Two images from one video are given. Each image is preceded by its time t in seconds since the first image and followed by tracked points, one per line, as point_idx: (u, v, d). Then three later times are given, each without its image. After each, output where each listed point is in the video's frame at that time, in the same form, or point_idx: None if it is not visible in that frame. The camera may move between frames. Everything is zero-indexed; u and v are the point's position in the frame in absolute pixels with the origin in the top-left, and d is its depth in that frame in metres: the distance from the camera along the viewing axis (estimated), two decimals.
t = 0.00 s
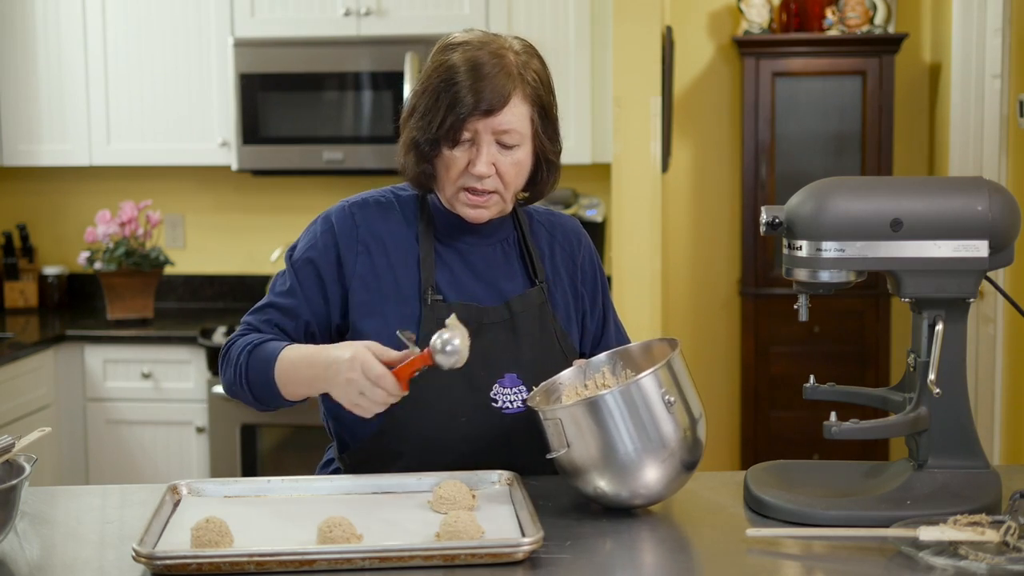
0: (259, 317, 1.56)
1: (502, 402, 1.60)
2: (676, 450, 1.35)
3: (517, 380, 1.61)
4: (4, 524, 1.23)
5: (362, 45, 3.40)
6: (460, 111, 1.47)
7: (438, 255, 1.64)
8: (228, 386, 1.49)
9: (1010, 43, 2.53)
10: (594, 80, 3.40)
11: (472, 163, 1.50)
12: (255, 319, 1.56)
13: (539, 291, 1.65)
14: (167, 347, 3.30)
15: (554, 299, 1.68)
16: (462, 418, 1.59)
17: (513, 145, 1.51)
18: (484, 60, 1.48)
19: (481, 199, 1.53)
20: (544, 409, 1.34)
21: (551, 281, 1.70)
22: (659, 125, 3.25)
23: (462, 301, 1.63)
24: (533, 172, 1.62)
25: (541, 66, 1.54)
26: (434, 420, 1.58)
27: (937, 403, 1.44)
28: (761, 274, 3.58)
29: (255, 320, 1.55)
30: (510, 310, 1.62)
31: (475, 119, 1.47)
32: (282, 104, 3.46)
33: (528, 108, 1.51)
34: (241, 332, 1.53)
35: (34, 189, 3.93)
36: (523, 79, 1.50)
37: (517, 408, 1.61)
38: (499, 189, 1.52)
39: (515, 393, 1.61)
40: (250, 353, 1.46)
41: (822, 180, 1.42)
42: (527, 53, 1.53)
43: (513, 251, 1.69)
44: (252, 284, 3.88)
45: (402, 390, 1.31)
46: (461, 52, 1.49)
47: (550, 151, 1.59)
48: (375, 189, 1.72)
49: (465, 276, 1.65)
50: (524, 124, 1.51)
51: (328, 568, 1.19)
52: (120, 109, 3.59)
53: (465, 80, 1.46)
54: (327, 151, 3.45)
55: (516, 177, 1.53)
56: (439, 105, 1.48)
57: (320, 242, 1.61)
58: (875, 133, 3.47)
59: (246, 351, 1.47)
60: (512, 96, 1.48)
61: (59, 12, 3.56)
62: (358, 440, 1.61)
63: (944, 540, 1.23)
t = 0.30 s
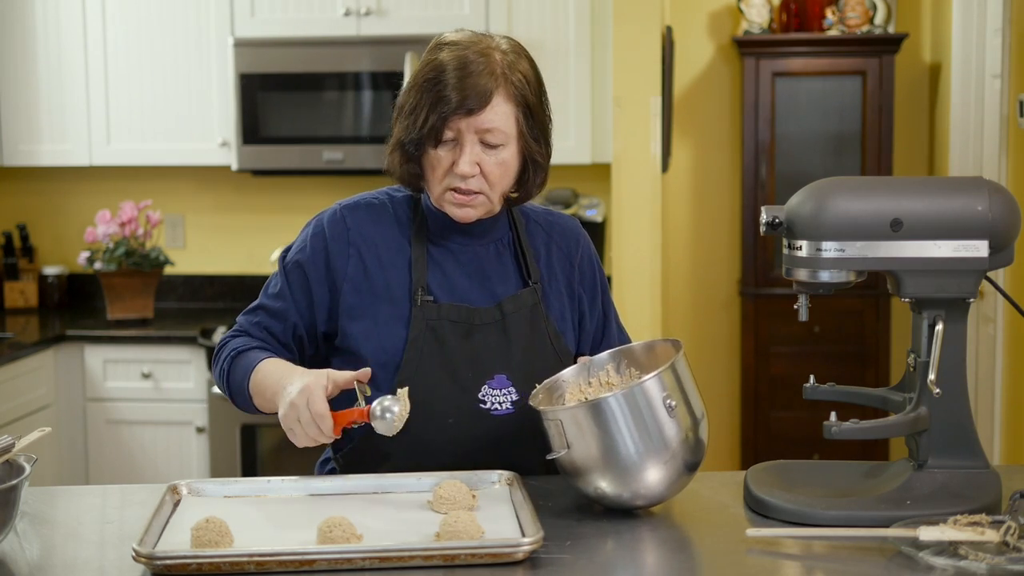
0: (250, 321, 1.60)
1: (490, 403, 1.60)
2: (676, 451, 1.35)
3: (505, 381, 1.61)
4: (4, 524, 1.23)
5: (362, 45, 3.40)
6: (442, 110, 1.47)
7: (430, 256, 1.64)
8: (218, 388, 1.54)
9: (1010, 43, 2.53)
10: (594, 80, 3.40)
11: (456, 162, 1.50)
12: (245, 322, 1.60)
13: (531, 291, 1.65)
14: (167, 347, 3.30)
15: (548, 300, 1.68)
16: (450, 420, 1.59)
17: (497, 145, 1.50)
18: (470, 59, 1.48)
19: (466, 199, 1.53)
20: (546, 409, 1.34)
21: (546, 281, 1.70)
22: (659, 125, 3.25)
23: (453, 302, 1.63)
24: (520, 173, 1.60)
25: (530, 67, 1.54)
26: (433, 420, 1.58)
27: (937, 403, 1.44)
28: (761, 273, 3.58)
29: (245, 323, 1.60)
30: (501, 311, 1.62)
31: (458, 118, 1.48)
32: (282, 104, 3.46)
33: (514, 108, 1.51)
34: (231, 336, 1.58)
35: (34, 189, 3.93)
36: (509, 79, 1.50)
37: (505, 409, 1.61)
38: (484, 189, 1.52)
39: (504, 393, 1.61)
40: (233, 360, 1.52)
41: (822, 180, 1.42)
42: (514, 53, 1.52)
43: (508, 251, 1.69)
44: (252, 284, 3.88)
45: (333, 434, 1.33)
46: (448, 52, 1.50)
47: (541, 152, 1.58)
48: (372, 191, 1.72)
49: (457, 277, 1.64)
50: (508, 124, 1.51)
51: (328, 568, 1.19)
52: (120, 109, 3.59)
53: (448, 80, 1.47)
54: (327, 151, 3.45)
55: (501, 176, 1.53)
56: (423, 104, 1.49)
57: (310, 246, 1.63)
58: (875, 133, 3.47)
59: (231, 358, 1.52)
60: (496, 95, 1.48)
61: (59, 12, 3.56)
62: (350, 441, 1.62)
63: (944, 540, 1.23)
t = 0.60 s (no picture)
0: (267, 331, 1.58)
1: (493, 403, 1.59)
2: (705, 460, 1.34)
3: (508, 381, 1.61)
4: (4, 524, 1.23)
5: (362, 45, 3.40)
6: (450, 114, 1.47)
7: (432, 255, 1.64)
8: (244, 403, 1.53)
9: (1010, 43, 2.52)
10: (594, 80, 3.40)
11: (469, 163, 1.50)
12: (262, 332, 1.58)
13: (531, 291, 1.65)
14: (167, 347, 3.30)
15: (546, 299, 1.68)
16: (452, 420, 1.58)
17: (505, 139, 1.51)
18: (465, 59, 1.48)
19: (483, 198, 1.53)
20: (597, 384, 1.35)
21: (545, 281, 1.70)
22: (659, 125, 3.25)
23: (454, 302, 1.63)
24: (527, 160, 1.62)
25: (520, 57, 1.54)
26: (434, 421, 1.59)
27: (937, 403, 1.44)
28: (761, 273, 3.58)
29: (260, 334, 1.57)
30: (502, 311, 1.62)
31: (465, 120, 1.48)
32: (282, 104, 3.45)
33: (515, 100, 1.52)
34: (250, 350, 1.56)
35: (34, 189, 3.93)
36: (506, 72, 1.50)
37: (507, 409, 1.60)
38: (499, 185, 1.53)
39: (506, 394, 1.60)
40: (264, 371, 1.51)
41: (822, 180, 1.42)
42: (503, 45, 1.53)
43: (508, 251, 1.69)
44: (252, 284, 3.88)
45: (398, 411, 1.32)
46: (440, 55, 1.49)
47: (541, 136, 1.60)
48: (371, 191, 1.72)
49: (457, 276, 1.64)
50: (513, 116, 1.51)
51: (328, 568, 1.19)
52: (121, 109, 3.59)
53: (450, 83, 1.47)
54: (327, 151, 3.45)
55: (512, 170, 1.54)
56: (427, 110, 1.48)
57: (319, 250, 1.62)
58: (875, 133, 3.47)
59: (260, 370, 1.51)
60: (498, 91, 1.49)
61: (59, 12, 3.56)
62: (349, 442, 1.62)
63: (944, 540, 1.23)
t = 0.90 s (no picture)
0: (271, 336, 1.56)
1: (494, 401, 1.61)
2: (710, 462, 1.34)
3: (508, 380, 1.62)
4: (4, 524, 1.23)
5: (361, 45, 3.40)
6: (453, 116, 1.47)
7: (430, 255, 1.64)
8: (254, 409, 1.52)
9: (1010, 43, 2.52)
10: (594, 80, 3.40)
11: (470, 165, 1.50)
12: (265, 338, 1.56)
13: (529, 289, 1.66)
14: (167, 347, 3.30)
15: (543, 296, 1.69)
16: (454, 418, 1.59)
17: (506, 140, 1.52)
18: (467, 60, 1.48)
19: (483, 199, 1.54)
20: (599, 386, 1.35)
21: (540, 279, 1.71)
22: (659, 125, 3.25)
23: (453, 301, 1.64)
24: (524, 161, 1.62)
25: (519, 59, 1.55)
26: (433, 420, 1.59)
27: (937, 403, 1.44)
28: (761, 273, 3.58)
29: (263, 341, 1.56)
30: (499, 309, 1.64)
31: (467, 122, 1.48)
32: (281, 104, 3.45)
33: (515, 101, 1.52)
34: (256, 356, 1.55)
35: (34, 190, 3.93)
36: (506, 74, 1.50)
37: (508, 407, 1.62)
38: (498, 186, 1.53)
39: (506, 391, 1.62)
40: (274, 375, 1.51)
41: (822, 180, 1.42)
42: (502, 47, 1.53)
43: (504, 249, 1.69)
44: (252, 284, 3.88)
45: (421, 399, 1.33)
46: (440, 57, 1.49)
47: (538, 137, 1.60)
48: (363, 193, 1.71)
49: (455, 275, 1.65)
50: (513, 118, 1.52)
51: (328, 568, 1.19)
52: (121, 109, 3.59)
53: (453, 85, 1.47)
54: (327, 151, 3.45)
55: (511, 171, 1.54)
56: (429, 113, 1.48)
57: (318, 254, 1.61)
58: (875, 133, 3.47)
59: (270, 374, 1.51)
60: (499, 93, 1.49)
61: (59, 12, 3.56)
62: (350, 443, 1.62)
63: (944, 540, 1.23)
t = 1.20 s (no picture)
0: (261, 339, 1.60)
1: (473, 403, 1.60)
2: (710, 465, 1.34)
3: (489, 381, 1.60)
4: (4, 524, 1.23)
5: (361, 45, 3.40)
6: (422, 113, 1.47)
7: (416, 256, 1.65)
8: (245, 409, 1.57)
9: (1010, 43, 2.52)
10: (594, 80, 3.40)
11: (446, 162, 1.50)
12: (256, 340, 1.61)
13: (513, 289, 1.65)
14: (167, 347, 3.30)
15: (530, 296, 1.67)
16: (430, 421, 1.60)
17: (481, 134, 1.51)
18: (433, 58, 1.49)
19: (465, 195, 1.53)
20: (599, 386, 1.35)
21: (529, 279, 1.69)
22: (659, 125, 3.25)
23: (438, 302, 1.64)
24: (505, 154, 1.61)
25: (489, 53, 1.54)
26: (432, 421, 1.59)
27: (937, 403, 1.44)
28: (761, 273, 3.58)
29: (254, 344, 1.60)
30: (484, 311, 1.63)
31: (438, 118, 1.48)
32: (281, 104, 3.45)
33: (487, 95, 1.52)
34: (247, 359, 1.59)
35: (34, 189, 3.93)
36: (474, 68, 1.50)
37: (488, 409, 1.61)
38: (479, 181, 1.52)
39: (486, 393, 1.60)
40: (262, 376, 1.54)
41: (822, 180, 1.42)
42: (470, 43, 1.53)
43: (492, 249, 1.68)
44: (252, 284, 3.88)
45: (404, 393, 1.33)
46: (408, 57, 1.50)
47: (519, 130, 1.59)
48: (357, 194, 1.73)
49: (441, 276, 1.65)
50: (486, 111, 1.51)
51: (328, 568, 1.19)
52: (120, 109, 3.59)
53: (419, 83, 1.47)
54: (327, 151, 3.45)
55: (491, 166, 1.53)
56: (399, 112, 1.49)
57: (305, 257, 1.64)
58: (875, 133, 3.47)
59: (258, 375, 1.55)
60: (467, 87, 1.49)
61: (59, 11, 3.56)
62: (336, 443, 1.62)
63: (944, 540, 1.23)
